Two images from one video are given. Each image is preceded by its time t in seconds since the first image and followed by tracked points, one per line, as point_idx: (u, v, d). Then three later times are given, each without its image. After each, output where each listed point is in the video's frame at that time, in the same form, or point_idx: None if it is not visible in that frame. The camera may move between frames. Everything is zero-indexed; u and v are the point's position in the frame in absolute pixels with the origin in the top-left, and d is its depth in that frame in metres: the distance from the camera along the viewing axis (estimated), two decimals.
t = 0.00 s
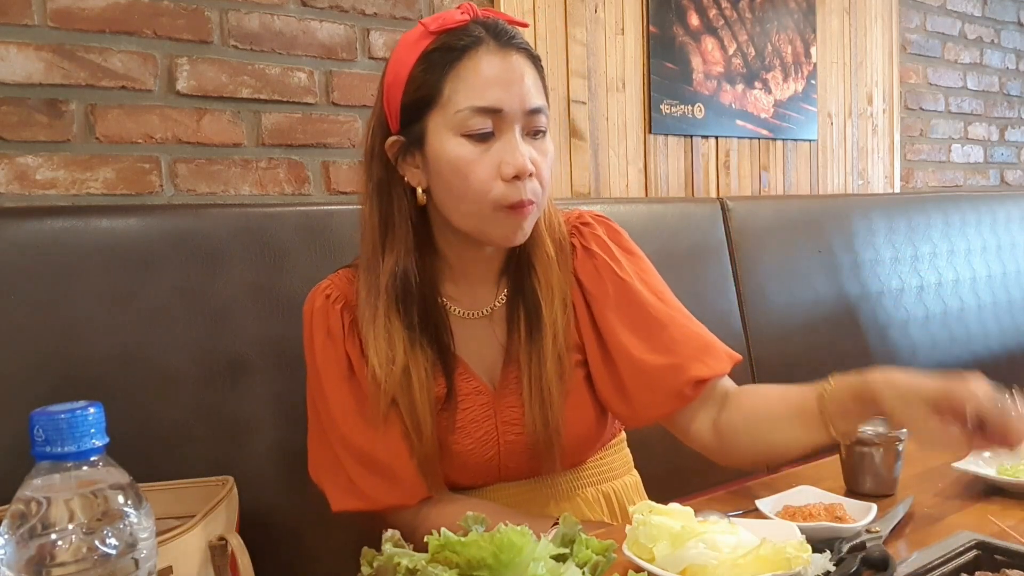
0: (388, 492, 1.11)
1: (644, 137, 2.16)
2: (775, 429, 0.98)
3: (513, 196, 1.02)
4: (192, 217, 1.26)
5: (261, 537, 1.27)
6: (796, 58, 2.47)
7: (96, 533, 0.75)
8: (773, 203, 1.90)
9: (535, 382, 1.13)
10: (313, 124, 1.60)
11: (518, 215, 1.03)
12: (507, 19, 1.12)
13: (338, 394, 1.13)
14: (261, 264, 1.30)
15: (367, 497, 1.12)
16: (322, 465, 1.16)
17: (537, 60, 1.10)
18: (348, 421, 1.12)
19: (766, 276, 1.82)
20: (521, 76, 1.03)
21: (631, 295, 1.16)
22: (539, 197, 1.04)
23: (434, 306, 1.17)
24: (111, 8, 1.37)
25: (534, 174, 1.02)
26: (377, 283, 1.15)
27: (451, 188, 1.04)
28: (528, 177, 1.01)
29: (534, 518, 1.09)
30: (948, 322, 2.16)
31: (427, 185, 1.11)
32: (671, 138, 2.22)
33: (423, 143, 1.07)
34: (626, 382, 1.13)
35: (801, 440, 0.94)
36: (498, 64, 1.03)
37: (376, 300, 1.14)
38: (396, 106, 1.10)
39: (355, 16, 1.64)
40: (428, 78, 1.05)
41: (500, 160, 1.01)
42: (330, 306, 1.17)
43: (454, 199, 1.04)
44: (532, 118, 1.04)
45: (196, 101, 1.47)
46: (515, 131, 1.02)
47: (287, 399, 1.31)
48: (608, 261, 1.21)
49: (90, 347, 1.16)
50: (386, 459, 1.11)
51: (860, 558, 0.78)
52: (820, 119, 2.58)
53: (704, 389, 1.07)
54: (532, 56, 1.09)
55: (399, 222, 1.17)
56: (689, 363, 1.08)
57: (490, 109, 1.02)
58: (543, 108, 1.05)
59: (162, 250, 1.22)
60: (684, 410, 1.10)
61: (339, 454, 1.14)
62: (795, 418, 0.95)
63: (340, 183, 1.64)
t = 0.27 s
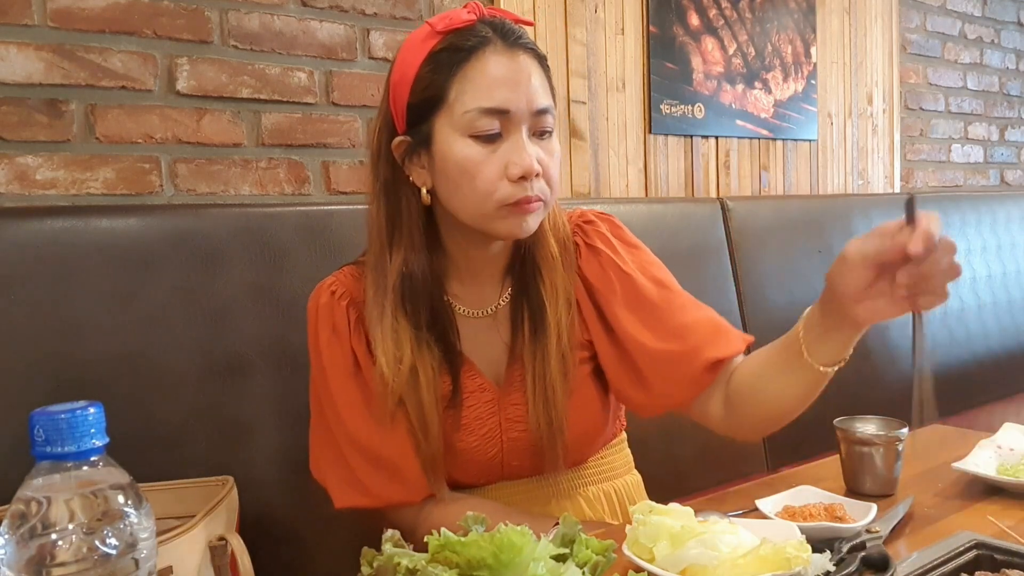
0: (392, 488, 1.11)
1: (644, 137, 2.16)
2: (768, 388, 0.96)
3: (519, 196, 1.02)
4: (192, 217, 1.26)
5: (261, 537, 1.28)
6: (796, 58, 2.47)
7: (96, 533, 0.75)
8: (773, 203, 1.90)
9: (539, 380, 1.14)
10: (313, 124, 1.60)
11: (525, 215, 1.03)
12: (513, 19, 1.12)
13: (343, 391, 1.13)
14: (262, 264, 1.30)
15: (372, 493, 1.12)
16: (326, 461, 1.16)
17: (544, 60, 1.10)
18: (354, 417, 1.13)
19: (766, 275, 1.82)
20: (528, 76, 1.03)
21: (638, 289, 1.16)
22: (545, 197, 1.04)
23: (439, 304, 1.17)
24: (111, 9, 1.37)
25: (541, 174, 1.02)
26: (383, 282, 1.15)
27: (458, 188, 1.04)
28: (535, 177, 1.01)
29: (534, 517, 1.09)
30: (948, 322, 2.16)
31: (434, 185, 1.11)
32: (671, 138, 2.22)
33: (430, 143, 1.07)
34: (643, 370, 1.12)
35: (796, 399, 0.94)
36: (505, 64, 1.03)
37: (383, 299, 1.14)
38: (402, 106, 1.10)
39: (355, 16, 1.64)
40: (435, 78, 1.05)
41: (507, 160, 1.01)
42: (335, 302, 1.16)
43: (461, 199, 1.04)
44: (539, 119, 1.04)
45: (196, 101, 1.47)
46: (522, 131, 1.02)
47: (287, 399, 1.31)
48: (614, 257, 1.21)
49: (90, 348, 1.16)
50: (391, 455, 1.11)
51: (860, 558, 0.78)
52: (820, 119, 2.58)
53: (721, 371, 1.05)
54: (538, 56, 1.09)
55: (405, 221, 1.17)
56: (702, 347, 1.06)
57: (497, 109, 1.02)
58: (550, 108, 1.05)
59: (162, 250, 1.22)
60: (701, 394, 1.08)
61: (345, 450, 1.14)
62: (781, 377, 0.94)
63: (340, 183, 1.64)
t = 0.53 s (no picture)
0: (394, 485, 1.11)
1: (644, 137, 2.16)
2: (796, 388, 0.97)
3: (519, 197, 1.02)
4: (192, 217, 1.26)
5: (261, 537, 1.28)
6: (796, 58, 2.47)
7: (96, 533, 0.75)
8: (773, 203, 1.90)
9: (539, 378, 1.14)
10: (313, 124, 1.60)
11: (524, 214, 1.03)
12: (510, 18, 1.12)
13: (345, 388, 1.13)
14: (262, 264, 1.30)
15: (374, 490, 1.12)
16: (328, 458, 1.16)
17: (541, 60, 1.10)
18: (356, 415, 1.13)
19: (766, 275, 1.82)
20: (526, 76, 1.03)
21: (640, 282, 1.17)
22: (543, 197, 1.04)
23: (439, 302, 1.16)
24: (111, 9, 1.37)
25: (540, 174, 1.02)
26: (384, 280, 1.15)
27: (458, 189, 1.04)
28: (535, 177, 1.01)
29: (534, 517, 1.09)
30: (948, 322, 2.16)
31: (433, 187, 1.11)
32: (671, 138, 2.22)
33: (429, 145, 1.07)
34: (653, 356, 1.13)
35: (817, 408, 0.95)
36: (503, 65, 1.03)
37: (383, 300, 1.14)
38: (401, 108, 1.10)
39: (355, 16, 1.64)
40: (433, 80, 1.05)
41: (506, 160, 1.01)
42: (336, 299, 1.16)
43: (461, 200, 1.04)
44: (537, 118, 1.04)
45: (196, 101, 1.47)
46: (521, 131, 1.02)
47: (286, 399, 1.31)
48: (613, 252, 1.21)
49: (89, 348, 1.16)
50: (392, 454, 1.11)
51: (860, 558, 0.78)
52: (820, 119, 2.58)
53: (734, 346, 1.05)
54: (536, 56, 1.09)
55: (405, 220, 1.16)
56: (712, 327, 1.06)
57: (496, 110, 1.02)
58: (548, 107, 1.05)
59: (162, 251, 1.22)
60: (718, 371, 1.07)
61: (346, 448, 1.14)
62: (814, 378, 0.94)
63: (340, 183, 1.64)
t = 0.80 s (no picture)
0: (392, 486, 1.11)
1: (644, 137, 2.16)
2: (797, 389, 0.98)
3: (516, 196, 1.02)
4: (192, 217, 1.26)
5: (261, 537, 1.28)
6: (796, 58, 2.47)
7: (96, 533, 0.75)
8: (773, 203, 1.90)
9: (538, 378, 1.13)
10: (313, 124, 1.60)
11: (521, 214, 1.03)
12: (507, 18, 1.12)
13: (343, 388, 1.13)
14: (262, 264, 1.30)
15: (371, 491, 1.12)
16: (326, 458, 1.16)
17: (538, 59, 1.10)
18: (353, 416, 1.12)
19: (766, 276, 1.82)
20: (522, 75, 1.03)
21: (641, 280, 1.17)
22: (541, 196, 1.04)
23: (437, 302, 1.16)
24: (111, 9, 1.37)
25: (537, 173, 1.02)
26: (381, 279, 1.15)
27: (455, 190, 1.04)
28: (532, 176, 1.01)
29: (534, 517, 1.09)
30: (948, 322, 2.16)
31: (430, 188, 1.11)
32: (671, 138, 2.22)
33: (426, 146, 1.07)
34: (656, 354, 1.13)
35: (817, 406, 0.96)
36: (499, 64, 1.03)
37: (380, 301, 1.13)
38: (398, 109, 1.10)
39: (355, 16, 1.64)
40: (429, 81, 1.05)
41: (503, 160, 1.01)
42: (335, 299, 1.16)
43: (458, 200, 1.04)
44: (534, 118, 1.04)
45: (196, 101, 1.47)
46: (517, 131, 1.02)
47: (286, 399, 1.31)
48: (613, 250, 1.21)
49: (89, 348, 1.16)
50: (390, 455, 1.11)
51: (860, 558, 0.78)
52: (820, 119, 2.58)
53: (737, 346, 1.06)
54: (532, 55, 1.08)
55: (405, 221, 1.17)
56: (716, 327, 1.07)
57: (492, 110, 1.02)
58: (545, 106, 1.05)
59: (162, 251, 1.22)
60: (723, 369, 1.08)
61: (344, 449, 1.13)
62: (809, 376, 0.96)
63: (340, 183, 1.64)
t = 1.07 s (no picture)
0: (392, 488, 1.11)
1: (644, 137, 2.16)
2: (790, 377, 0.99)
3: (515, 198, 1.02)
4: (192, 217, 1.26)
5: (261, 537, 1.28)
6: (796, 58, 2.47)
7: (96, 533, 0.75)
8: (773, 203, 1.90)
9: (538, 380, 1.13)
10: (313, 124, 1.60)
11: (521, 216, 1.03)
12: (502, 18, 1.12)
13: (341, 389, 1.13)
14: (262, 264, 1.30)
15: (370, 493, 1.12)
16: (325, 459, 1.16)
17: (535, 59, 1.10)
18: (353, 418, 1.12)
19: (766, 276, 1.82)
20: (519, 77, 1.03)
21: (642, 281, 1.17)
22: (541, 198, 1.04)
23: (437, 304, 1.16)
24: (111, 8, 1.37)
25: (536, 175, 1.02)
26: (381, 282, 1.15)
27: (454, 193, 1.04)
28: (531, 179, 1.01)
29: (534, 517, 1.09)
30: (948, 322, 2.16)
31: (430, 191, 1.11)
32: (671, 138, 2.22)
33: (425, 150, 1.07)
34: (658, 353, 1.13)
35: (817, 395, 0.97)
36: (495, 66, 1.03)
37: (379, 306, 1.14)
38: (395, 114, 1.10)
39: (355, 16, 1.64)
40: (426, 84, 1.05)
41: (502, 162, 1.01)
42: (333, 301, 1.17)
43: (458, 203, 1.04)
44: (532, 119, 1.04)
45: (196, 101, 1.47)
46: (515, 132, 1.02)
47: (286, 399, 1.31)
48: (613, 251, 1.21)
49: (89, 348, 1.16)
50: (389, 457, 1.11)
51: (860, 558, 0.78)
52: (820, 119, 2.58)
53: (738, 344, 1.07)
54: (529, 56, 1.08)
55: (402, 223, 1.17)
56: (719, 326, 1.07)
57: (489, 112, 1.02)
58: (542, 107, 1.05)
59: (162, 251, 1.22)
60: (725, 369, 1.08)
61: (343, 451, 1.13)
62: (801, 364, 0.97)
63: (340, 183, 1.64)
